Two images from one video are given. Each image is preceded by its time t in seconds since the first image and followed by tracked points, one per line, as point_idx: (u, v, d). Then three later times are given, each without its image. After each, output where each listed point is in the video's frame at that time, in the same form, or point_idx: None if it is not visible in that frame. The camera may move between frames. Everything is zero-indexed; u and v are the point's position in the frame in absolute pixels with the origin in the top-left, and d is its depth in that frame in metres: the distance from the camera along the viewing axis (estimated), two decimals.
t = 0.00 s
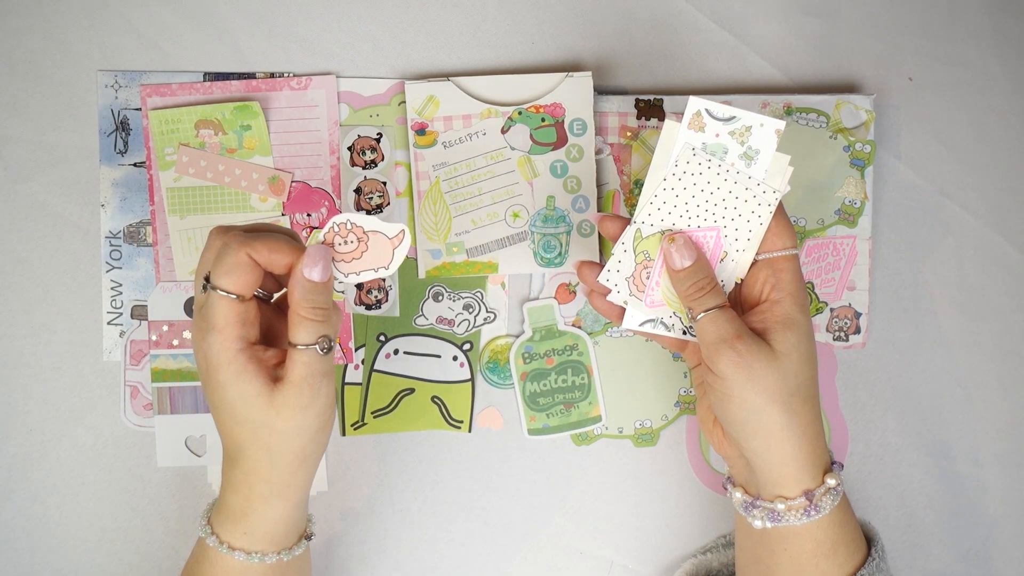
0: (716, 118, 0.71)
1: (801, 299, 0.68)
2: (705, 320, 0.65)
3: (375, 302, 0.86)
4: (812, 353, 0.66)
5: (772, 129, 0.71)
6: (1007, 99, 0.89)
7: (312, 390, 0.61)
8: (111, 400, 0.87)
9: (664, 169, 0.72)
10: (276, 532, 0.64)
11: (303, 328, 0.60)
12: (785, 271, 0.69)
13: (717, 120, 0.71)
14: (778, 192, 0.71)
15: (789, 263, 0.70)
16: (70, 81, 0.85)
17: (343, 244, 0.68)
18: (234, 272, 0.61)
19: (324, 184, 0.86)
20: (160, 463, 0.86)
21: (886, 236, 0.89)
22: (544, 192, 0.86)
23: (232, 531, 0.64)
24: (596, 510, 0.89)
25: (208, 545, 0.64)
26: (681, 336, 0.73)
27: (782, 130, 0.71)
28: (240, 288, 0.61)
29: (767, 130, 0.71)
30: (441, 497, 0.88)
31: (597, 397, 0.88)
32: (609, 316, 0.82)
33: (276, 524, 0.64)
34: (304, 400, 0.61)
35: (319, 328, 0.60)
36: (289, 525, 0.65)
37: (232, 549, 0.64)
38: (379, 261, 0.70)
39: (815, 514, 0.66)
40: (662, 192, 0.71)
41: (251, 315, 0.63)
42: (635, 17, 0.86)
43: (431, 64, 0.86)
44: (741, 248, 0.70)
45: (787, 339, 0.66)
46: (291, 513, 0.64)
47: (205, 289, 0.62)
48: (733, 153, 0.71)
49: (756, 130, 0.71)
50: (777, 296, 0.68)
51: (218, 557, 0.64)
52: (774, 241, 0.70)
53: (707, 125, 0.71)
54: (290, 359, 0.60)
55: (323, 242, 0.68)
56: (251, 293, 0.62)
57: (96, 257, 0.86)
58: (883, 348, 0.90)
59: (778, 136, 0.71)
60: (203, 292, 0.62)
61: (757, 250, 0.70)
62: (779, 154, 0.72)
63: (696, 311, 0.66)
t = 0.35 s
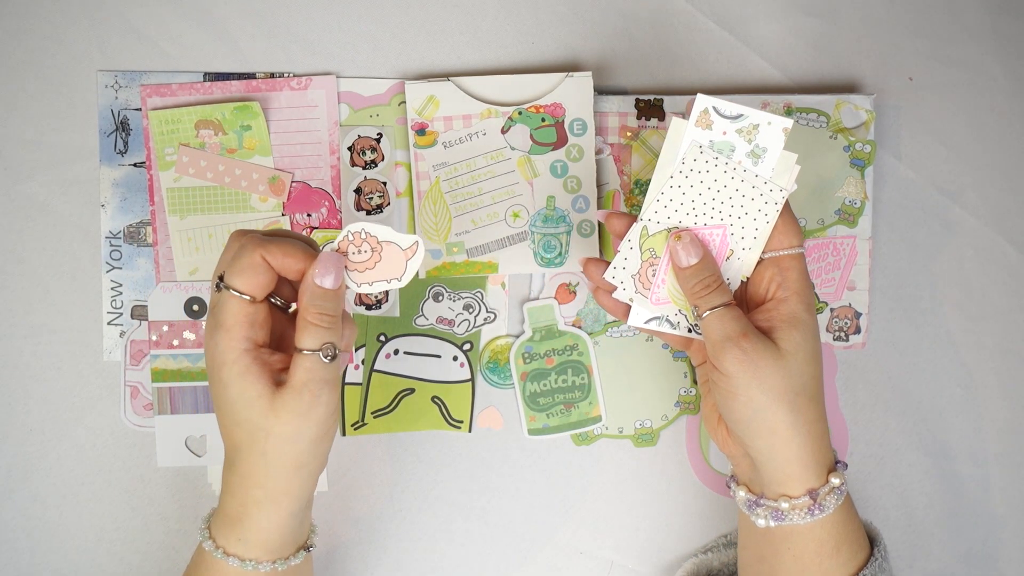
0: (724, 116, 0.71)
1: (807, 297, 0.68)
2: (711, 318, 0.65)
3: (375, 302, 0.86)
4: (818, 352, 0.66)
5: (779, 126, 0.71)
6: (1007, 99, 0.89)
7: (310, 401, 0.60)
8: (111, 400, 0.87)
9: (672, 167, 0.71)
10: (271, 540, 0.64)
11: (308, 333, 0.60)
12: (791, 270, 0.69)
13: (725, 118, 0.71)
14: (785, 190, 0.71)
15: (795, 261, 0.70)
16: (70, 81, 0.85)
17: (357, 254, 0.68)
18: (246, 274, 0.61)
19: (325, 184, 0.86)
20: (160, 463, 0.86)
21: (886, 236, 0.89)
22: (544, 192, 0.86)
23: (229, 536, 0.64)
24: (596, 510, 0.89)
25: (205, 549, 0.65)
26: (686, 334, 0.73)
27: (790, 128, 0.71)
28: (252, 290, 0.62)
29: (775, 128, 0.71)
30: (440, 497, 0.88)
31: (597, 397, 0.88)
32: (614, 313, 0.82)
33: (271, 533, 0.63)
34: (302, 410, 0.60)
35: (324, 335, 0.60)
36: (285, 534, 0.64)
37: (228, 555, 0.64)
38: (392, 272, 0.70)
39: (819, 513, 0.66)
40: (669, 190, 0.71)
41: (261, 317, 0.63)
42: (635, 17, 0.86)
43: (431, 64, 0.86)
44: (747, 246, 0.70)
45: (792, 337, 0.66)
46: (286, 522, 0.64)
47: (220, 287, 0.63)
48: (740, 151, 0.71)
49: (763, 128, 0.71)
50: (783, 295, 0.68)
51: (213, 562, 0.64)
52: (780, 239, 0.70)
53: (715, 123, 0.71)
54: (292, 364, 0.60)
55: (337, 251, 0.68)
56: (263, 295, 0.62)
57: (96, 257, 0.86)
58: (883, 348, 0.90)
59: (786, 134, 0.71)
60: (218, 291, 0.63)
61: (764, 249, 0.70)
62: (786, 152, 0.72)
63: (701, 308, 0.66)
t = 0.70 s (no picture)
0: (748, 104, 0.72)
1: (827, 286, 0.68)
2: (731, 305, 0.65)
3: (375, 302, 0.86)
4: (836, 342, 0.66)
5: (803, 116, 0.72)
6: (1006, 99, 0.89)
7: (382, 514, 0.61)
8: (111, 400, 0.86)
9: (696, 154, 0.73)
10: None
11: (391, 451, 0.62)
12: (810, 259, 0.69)
13: (751, 106, 0.72)
14: (807, 180, 0.71)
15: (815, 251, 0.70)
16: (69, 81, 0.85)
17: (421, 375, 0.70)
18: (337, 391, 0.63)
19: (325, 184, 0.86)
20: (160, 463, 0.86)
21: (886, 236, 0.89)
22: (544, 192, 0.86)
23: None
24: (596, 510, 0.89)
25: None
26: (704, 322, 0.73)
27: (813, 118, 0.72)
28: (341, 407, 0.63)
29: (798, 118, 0.72)
30: (441, 497, 0.88)
31: (597, 397, 0.88)
32: (633, 301, 0.81)
33: None
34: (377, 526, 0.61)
35: (400, 453, 0.62)
36: None
37: None
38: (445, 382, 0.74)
39: (833, 503, 0.66)
40: (693, 176, 0.72)
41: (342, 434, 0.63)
42: (635, 17, 0.87)
43: (431, 64, 0.86)
44: (768, 235, 0.71)
45: (812, 325, 0.65)
46: None
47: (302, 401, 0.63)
48: (764, 140, 0.73)
49: (787, 117, 0.72)
50: (803, 283, 0.68)
51: None
52: (802, 230, 0.71)
53: (740, 111, 0.72)
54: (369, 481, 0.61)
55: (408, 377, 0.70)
56: (347, 412, 0.63)
57: (96, 257, 0.86)
58: (883, 347, 0.90)
59: (810, 124, 0.72)
60: (301, 404, 0.62)
61: (784, 238, 0.71)
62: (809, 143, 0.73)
63: (722, 294, 0.66)
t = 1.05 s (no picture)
0: (726, 120, 0.71)
1: (813, 300, 0.69)
2: (719, 325, 0.65)
3: (375, 303, 0.86)
4: (826, 355, 0.67)
5: (783, 130, 0.71)
6: (1006, 99, 0.89)
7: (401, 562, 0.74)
8: (111, 400, 0.86)
9: (675, 173, 0.71)
10: None
11: (399, 514, 0.75)
12: (796, 273, 0.70)
13: (728, 122, 0.71)
14: (790, 193, 0.70)
15: (800, 265, 0.70)
16: (70, 81, 0.85)
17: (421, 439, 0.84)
18: (346, 466, 0.73)
19: (325, 184, 0.86)
20: (160, 463, 0.86)
21: (887, 236, 0.89)
22: (544, 192, 0.86)
23: None
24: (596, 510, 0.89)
25: None
26: (691, 340, 0.73)
27: (793, 131, 0.71)
28: (354, 478, 0.73)
29: (778, 131, 0.71)
30: (441, 498, 0.88)
31: (597, 397, 0.88)
32: (620, 321, 0.82)
33: None
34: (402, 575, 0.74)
35: (407, 513, 0.76)
36: None
37: None
38: (446, 448, 0.85)
39: (831, 517, 0.67)
40: (673, 195, 0.71)
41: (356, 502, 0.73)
42: (635, 17, 0.87)
43: (431, 64, 0.86)
44: (752, 250, 0.70)
45: (801, 340, 0.66)
46: None
47: (318, 481, 0.72)
48: (744, 155, 0.71)
49: (767, 132, 0.71)
50: (790, 298, 0.69)
51: None
52: (785, 243, 0.71)
53: (718, 128, 0.71)
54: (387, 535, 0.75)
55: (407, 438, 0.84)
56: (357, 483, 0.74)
57: (96, 257, 0.86)
58: (883, 348, 0.90)
59: (789, 137, 0.71)
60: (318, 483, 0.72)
61: (768, 252, 0.71)
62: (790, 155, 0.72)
63: (708, 315, 0.66)
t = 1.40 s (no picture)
0: (733, 119, 0.71)
1: (818, 300, 0.69)
2: (724, 324, 0.65)
3: (375, 302, 0.86)
4: (831, 355, 0.67)
5: (789, 129, 0.71)
6: (1006, 99, 0.89)
7: None
8: (111, 400, 0.86)
9: (681, 171, 0.71)
10: None
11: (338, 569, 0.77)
12: (801, 273, 0.70)
13: (735, 121, 0.70)
14: (794, 193, 0.70)
15: (805, 264, 0.70)
16: (70, 81, 0.85)
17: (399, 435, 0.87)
18: (281, 554, 0.73)
19: (325, 184, 0.86)
20: (160, 463, 0.86)
21: (886, 237, 0.89)
22: (544, 192, 0.86)
23: None
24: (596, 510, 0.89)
25: None
26: (695, 339, 0.73)
27: (799, 130, 0.70)
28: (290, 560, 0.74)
29: (784, 130, 0.71)
30: (440, 498, 0.88)
31: (597, 397, 0.88)
32: (623, 321, 0.81)
33: None
34: None
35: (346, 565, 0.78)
36: None
37: None
38: (432, 446, 0.87)
39: (834, 517, 0.67)
40: (680, 194, 0.71)
41: None
42: (635, 17, 0.87)
43: (431, 64, 0.86)
44: (757, 249, 0.70)
45: (806, 340, 0.66)
46: None
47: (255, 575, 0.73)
48: (750, 154, 0.71)
49: (773, 131, 0.71)
50: (794, 298, 0.69)
51: None
52: (790, 242, 0.71)
53: (725, 126, 0.71)
54: None
55: (383, 436, 0.87)
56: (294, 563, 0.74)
57: (96, 257, 0.86)
58: (883, 348, 0.90)
59: (796, 136, 0.70)
60: None
61: (773, 251, 0.71)
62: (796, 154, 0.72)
63: (713, 315, 0.65)
